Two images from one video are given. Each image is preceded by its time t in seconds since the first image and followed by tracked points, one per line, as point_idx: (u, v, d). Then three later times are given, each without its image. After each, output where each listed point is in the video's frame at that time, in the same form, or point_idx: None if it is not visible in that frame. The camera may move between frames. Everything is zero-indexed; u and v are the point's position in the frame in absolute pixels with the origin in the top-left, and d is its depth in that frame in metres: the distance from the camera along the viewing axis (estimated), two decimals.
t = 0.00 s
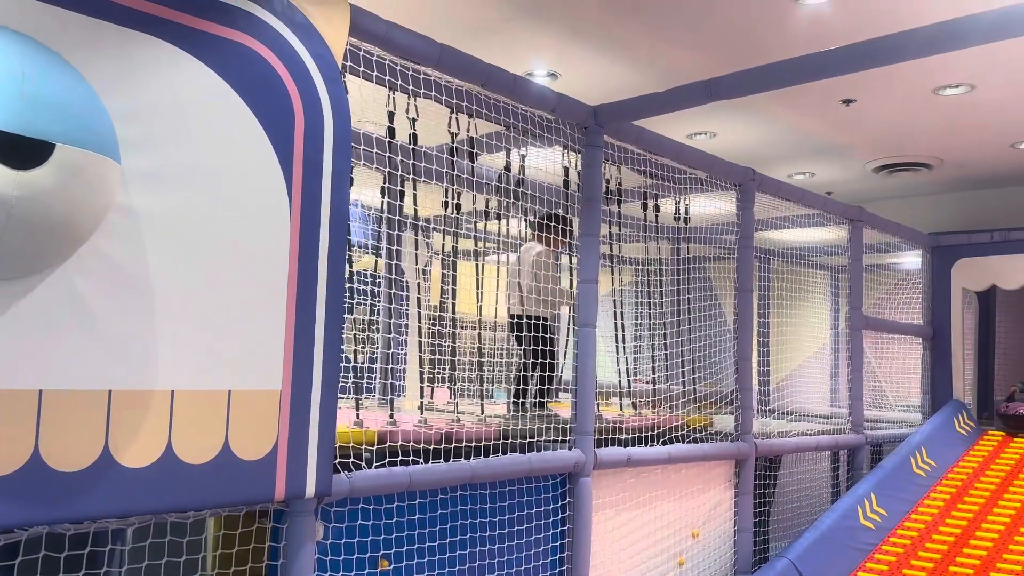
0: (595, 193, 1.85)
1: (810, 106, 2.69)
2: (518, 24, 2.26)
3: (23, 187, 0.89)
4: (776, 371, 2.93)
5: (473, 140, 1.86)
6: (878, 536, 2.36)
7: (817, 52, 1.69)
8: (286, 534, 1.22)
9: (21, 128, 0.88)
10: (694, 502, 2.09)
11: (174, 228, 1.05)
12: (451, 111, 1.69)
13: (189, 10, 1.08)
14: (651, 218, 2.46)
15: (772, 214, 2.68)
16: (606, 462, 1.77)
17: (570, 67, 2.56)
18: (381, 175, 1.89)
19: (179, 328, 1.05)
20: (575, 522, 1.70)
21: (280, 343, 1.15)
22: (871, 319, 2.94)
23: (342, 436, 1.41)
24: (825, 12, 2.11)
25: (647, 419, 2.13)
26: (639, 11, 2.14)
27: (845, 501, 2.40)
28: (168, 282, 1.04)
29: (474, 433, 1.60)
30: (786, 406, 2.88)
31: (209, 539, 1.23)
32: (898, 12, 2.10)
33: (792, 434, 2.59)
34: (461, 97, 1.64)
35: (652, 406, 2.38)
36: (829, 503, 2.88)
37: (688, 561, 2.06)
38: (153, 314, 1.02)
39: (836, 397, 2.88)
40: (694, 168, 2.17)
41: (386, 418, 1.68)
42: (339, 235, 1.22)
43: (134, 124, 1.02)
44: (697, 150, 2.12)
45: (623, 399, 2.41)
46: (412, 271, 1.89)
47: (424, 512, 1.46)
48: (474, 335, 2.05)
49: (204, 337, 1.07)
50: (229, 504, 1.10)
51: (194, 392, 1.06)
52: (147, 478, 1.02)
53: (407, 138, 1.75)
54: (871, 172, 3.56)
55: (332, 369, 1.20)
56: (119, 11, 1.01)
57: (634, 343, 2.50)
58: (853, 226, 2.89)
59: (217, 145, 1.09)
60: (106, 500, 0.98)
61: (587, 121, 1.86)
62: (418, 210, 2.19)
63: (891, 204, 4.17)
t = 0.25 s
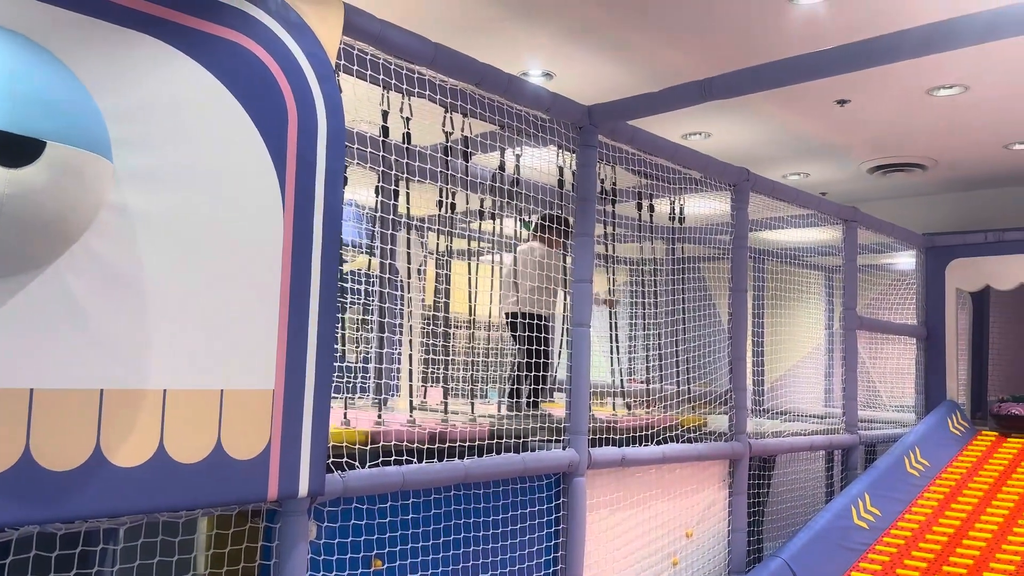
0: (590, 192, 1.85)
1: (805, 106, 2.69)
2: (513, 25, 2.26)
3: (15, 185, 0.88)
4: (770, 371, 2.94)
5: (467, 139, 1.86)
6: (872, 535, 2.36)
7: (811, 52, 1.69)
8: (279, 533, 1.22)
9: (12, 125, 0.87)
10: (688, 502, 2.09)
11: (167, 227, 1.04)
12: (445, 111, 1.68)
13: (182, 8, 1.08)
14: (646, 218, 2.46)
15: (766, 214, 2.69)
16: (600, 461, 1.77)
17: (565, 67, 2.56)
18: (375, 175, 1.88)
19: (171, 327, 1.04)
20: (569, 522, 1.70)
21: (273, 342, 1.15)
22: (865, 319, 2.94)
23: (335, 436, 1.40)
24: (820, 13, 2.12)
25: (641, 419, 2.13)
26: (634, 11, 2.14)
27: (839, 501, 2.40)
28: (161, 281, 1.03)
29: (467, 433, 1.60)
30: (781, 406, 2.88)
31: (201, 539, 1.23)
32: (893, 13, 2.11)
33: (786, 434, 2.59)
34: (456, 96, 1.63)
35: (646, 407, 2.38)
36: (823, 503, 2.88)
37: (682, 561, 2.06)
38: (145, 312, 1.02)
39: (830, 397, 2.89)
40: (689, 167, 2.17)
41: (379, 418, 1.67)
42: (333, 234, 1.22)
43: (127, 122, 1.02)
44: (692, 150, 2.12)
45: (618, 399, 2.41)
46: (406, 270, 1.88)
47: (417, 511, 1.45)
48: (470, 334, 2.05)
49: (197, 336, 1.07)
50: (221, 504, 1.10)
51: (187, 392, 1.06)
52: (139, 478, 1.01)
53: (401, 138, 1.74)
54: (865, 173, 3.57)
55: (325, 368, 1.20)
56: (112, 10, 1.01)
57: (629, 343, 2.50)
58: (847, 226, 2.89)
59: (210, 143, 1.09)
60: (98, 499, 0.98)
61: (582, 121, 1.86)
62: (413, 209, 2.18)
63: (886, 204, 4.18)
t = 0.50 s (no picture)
0: (586, 191, 1.85)
1: (801, 106, 2.70)
2: (510, 24, 2.26)
3: (8, 183, 0.88)
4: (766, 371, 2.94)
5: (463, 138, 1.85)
6: (868, 535, 2.36)
7: (808, 51, 1.69)
8: (274, 533, 1.22)
9: (4, 123, 0.87)
10: (684, 501, 2.09)
11: (161, 225, 1.04)
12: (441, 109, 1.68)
13: (177, 6, 1.07)
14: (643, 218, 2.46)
15: (763, 213, 2.69)
16: (596, 461, 1.77)
17: (562, 66, 2.56)
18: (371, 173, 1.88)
19: (166, 326, 1.04)
20: (565, 521, 1.70)
21: (268, 342, 1.14)
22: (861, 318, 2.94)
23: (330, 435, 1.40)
24: (817, 12, 2.12)
25: (637, 419, 2.13)
26: (631, 10, 2.14)
27: (835, 500, 2.40)
28: (156, 280, 1.03)
29: (461, 432, 1.59)
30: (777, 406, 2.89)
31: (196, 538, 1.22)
32: (889, 12, 2.11)
33: (782, 433, 2.59)
34: (452, 95, 1.63)
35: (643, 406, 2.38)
36: (819, 502, 2.89)
37: (678, 560, 2.06)
38: (139, 311, 1.01)
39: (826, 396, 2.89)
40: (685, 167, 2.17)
41: (374, 417, 1.67)
42: (329, 233, 1.21)
43: (121, 121, 1.01)
44: (689, 150, 2.12)
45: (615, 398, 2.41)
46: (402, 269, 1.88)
47: (413, 511, 1.45)
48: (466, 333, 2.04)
49: (192, 336, 1.06)
50: (216, 504, 1.10)
51: (181, 391, 1.05)
52: (133, 478, 1.01)
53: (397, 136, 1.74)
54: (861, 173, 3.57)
55: (321, 368, 1.20)
56: (106, 8, 1.01)
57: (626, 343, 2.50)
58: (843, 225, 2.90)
59: (205, 141, 1.09)
60: (92, 499, 0.97)
61: (578, 120, 1.86)
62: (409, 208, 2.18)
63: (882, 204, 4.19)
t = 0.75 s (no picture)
0: (584, 189, 1.85)
1: (799, 103, 2.70)
2: (507, 21, 2.25)
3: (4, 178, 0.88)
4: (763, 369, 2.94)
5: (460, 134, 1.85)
6: (865, 532, 2.37)
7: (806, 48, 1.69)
8: (271, 530, 1.21)
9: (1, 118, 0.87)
10: (682, 498, 2.09)
11: (158, 222, 1.04)
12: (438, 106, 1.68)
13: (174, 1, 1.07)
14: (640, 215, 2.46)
15: (760, 211, 2.69)
16: (594, 458, 1.77)
17: (560, 64, 2.56)
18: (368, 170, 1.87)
19: (163, 323, 1.04)
20: (563, 519, 1.70)
21: (266, 339, 1.14)
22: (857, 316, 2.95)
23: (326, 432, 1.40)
24: (815, 9, 2.12)
25: (633, 416, 2.13)
26: (628, 8, 2.14)
27: (832, 497, 2.40)
28: (153, 277, 1.03)
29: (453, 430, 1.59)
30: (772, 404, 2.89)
31: (192, 536, 1.22)
32: (887, 10, 2.11)
33: (778, 431, 2.59)
34: (449, 92, 1.63)
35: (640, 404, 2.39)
36: (816, 500, 2.89)
37: (675, 557, 2.07)
38: (136, 308, 1.01)
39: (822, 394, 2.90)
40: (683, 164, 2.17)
41: (370, 415, 1.67)
42: (326, 230, 1.21)
43: (118, 117, 1.01)
44: (686, 147, 2.12)
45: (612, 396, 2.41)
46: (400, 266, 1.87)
47: (410, 508, 1.45)
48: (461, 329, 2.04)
49: (189, 332, 1.06)
50: (213, 501, 1.09)
51: (179, 388, 1.05)
52: (130, 475, 1.01)
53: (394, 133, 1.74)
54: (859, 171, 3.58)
55: (318, 365, 1.19)
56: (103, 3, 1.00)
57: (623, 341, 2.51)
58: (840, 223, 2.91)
59: (202, 138, 1.08)
60: (88, 496, 0.97)
61: (576, 117, 1.86)
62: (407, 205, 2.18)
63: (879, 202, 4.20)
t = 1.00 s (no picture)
0: (581, 186, 1.85)
1: (796, 100, 2.70)
2: (505, 17, 2.25)
3: None
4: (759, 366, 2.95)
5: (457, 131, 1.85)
6: (862, 529, 2.37)
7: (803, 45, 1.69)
8: (268, 526, 1.22)
9: None
10: (679, 494, 2.09)
11: (154, 218, 1.03)
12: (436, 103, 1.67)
13: None
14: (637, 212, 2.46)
15: (757, 207, 2.69)
16: (591, 454, 1.77)
17: (558, 60, 2.55)
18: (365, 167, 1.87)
19: (158, 319, 1.03)
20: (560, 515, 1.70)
21: (262, 335, 1.14)
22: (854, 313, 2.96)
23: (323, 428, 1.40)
24: (812, 6, 2.12)
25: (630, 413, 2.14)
26: (626, 4, 2.14)
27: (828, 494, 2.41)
28: (148, 272, 1.02)
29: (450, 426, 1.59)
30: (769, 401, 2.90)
31: (188, 533, 1.21)
32: (884, 7, 2.11)
33: (775, 428, 2.60)
34: (447, 88, 1.62)
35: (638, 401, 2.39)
36: (813, 497, 2.90)
37: (672, 554, 2.07)
38: (132, 304, 1.01)
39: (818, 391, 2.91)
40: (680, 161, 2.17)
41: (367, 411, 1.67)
42: (323, 226, 1.21)
43: (113, 111, 1.00)
44: (684, 144, 2.12)
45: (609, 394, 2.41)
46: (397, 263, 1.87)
47: (407, 504, 1.45)
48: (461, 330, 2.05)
49: (185, 328, 1.06)
50: (209, 497, 1.09)
51: (174, 384, 1.05)
52: (126, 470, 1.00)
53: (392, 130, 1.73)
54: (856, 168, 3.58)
55: (315, 362, 1.19)
56: None
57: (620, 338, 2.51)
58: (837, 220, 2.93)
59: (198, 133, 1.08)
60: (84, 492, 0.97)
61: (573, 114, 1.86)
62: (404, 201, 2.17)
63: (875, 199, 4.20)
